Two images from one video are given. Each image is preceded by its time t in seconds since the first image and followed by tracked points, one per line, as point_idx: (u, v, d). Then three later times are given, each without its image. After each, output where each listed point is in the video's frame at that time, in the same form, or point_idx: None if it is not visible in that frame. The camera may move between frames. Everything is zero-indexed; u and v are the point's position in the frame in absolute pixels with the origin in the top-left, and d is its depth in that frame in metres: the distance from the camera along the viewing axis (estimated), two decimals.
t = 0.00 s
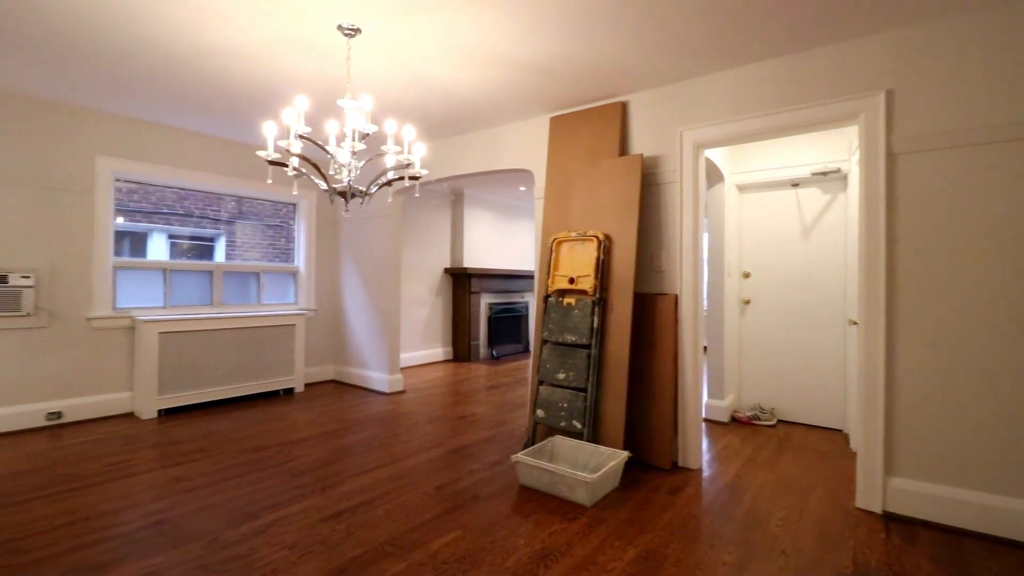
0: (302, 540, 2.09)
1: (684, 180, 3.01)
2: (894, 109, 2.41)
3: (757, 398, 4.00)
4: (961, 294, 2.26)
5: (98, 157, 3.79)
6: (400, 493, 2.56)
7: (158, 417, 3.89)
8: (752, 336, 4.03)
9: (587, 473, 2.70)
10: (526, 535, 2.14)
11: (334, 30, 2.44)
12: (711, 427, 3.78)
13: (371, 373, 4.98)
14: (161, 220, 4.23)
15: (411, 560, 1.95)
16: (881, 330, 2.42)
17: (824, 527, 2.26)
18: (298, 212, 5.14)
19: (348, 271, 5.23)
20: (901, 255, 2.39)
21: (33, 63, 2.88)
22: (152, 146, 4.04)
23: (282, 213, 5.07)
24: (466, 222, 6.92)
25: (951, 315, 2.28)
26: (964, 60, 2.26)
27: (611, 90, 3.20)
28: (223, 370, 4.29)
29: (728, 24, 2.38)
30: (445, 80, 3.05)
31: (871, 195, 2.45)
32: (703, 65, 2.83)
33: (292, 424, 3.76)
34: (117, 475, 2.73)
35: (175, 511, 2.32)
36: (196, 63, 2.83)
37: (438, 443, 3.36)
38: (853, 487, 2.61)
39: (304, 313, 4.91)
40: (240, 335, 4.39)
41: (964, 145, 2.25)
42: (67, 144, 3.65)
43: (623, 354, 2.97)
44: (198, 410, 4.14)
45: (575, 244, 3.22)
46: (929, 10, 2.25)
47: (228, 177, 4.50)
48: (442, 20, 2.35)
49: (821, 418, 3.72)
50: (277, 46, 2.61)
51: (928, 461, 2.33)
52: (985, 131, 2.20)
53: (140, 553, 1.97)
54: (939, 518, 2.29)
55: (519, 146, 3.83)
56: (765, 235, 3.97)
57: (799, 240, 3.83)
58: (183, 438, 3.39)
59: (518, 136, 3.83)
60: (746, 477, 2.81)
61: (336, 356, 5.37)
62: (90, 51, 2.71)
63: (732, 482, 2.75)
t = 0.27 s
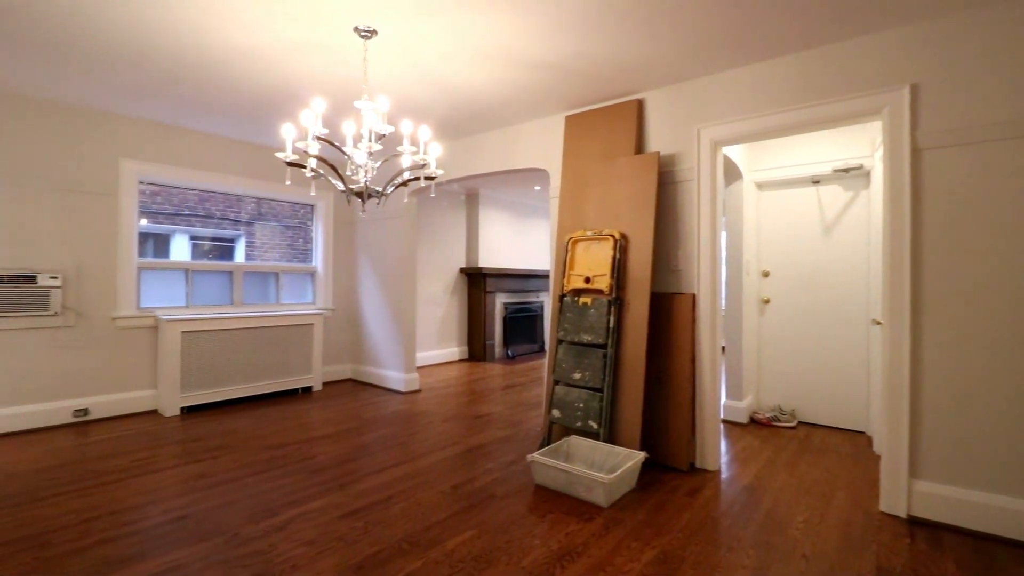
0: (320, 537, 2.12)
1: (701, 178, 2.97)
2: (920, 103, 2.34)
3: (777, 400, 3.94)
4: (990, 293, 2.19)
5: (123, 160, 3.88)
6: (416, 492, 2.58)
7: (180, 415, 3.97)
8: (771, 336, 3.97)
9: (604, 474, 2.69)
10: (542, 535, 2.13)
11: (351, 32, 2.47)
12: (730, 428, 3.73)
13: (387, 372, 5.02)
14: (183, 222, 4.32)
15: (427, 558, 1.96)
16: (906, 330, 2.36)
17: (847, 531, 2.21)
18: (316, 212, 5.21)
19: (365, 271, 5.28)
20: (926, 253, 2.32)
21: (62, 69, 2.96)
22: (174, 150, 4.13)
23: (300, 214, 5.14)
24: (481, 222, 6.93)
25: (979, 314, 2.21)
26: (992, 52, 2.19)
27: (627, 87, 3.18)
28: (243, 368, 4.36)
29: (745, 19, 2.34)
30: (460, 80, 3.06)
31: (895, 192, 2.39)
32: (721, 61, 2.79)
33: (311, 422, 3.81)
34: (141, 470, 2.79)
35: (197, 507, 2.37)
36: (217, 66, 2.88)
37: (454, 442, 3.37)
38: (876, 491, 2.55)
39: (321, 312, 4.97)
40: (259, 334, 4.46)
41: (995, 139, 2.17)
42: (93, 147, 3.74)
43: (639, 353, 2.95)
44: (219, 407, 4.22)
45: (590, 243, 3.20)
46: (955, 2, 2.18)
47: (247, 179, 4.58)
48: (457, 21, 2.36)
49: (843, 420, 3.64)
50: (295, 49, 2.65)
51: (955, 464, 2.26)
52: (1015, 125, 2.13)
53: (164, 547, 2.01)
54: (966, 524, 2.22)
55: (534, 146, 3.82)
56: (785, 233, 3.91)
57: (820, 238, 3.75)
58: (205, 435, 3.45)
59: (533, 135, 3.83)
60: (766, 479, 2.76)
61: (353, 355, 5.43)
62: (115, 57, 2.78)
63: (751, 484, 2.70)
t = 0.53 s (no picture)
0: (338, 534, 2.14)
1: (719, 175, 2.93)
2: (946, 96, 2.28)
3: (797, 400, 3.87)
4: (1021, 292, 2.12)
5: (146, 163, 3.97)
6: (433, 490, 2.59)
7: (202, 412, 4.05)
8: (791, 335, 3.90)
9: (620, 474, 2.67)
10: (558, 535, 2.13)
11: (367, 34, 2.48)
12: (749, 429, 3.67)
13: (403, 370, 5.06)
14: (204, 223, 4.40)
15: (443, 556, 1.96)
16: (932, 330, 2.29)
17: (870, 535, 2.16)
18: (333, 213, 5.27)
19: (381, 270, 5.32)
20: (953, 250, 2.26)
21: (87, 74, 3.04)
22: (195, 152, 4.21)
23: (317, 214, 5.21)
24: (496, 221, 6.94)
25: (1009, 314, 2.14)
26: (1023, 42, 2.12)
27: (643, 85, 3.15)
28: (262, 366, 4.43)
29: (765, 13, 2.30)
30: (475, 79, 3.06)
31: (920, 188, 2.33)
32: (739, 56, 2.75)
33: (329, 419, 3.86)
34: (165, 466, 2.85)
35: (218, 502, 2.41)
36: (236, 69, 2.93)
37: (470, 441, 3.38)
38: (901, 494, 2.48)
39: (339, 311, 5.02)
40: (278, 333, 4.53)
41: None
42: (118, 151, 3.84)
43: (656, 353, 2.92)
44: (240, 405, 4.29)
45: (606, 242, 3.18)
46: None
47: (266, 180, 4.65)
48: (471, 20, 2.36)
49: (866, 422, 3.56)
50: (312, 51, 2.67)
51: (984, 468, 2.19)
52: None
53: (186, 542, 2.05)
54: (996, 529, 2.15)
55: (549, 144, 3.81)
56: (805, 231, 3.83)
57: (842, 236, 3.68)
58: (226, 432, 3.52)
59: (548, 133, 3.82)
60: (786, 481, 2.71)
61: (369, 353, 5.48)
62: (139, 61, 2.85)
63: (771, 486, 2.66)
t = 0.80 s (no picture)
0: (352, 532, 2.16)
1: (735, 174, 2.90)
2: (969, 92, 2.22)
3: (815, 403, 3.81)
4: None
5: (165, 166, 4.05)
6: (446, 490, 2.60)
7: (220, 411, 4.11)
8: (808, 337, 3.84)
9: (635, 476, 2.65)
10: (572, 537, 2.12)
11: (381, 36, 2.50)
12: (765, 431, 3.62)
13: (417, 370, 5.09)
14: (222, 225, 4.47)
15: (457, 557, 1.97)
16: (954, 331, 2.24)
17: (891, 540, 2.11)
18: (347, 214, 5.32)
19: (395, 271, 5.36)
20: (976, 249, 2.20)
21: (109, 79, 3.10)
22: (213, 155, 4.29)
23: (332, 215, 5.26)
24: (509, 222, 6.94)
25: None
26: None
27: (657, 83, 3.13)
28: (278, 366, 4.49)
29: (781, 9, 2.26)
30: (488, 81, 3.07)
31: (941, 186, 2.28)
32: (754, 54, 2.71)
33: (343, 419, 3.89)
34: (183, 464, 2.90)
35: (236, 500, 2.45)
36: (253, 73, 2.97)
37: (483, 441, 3.39)
38: (923, 499, 2.43)
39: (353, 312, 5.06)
40: (293, 333, 4.58)
41: None
42: (138, 154, 3.92)
43: (670, 354, 2.89)
44: (256, 404, 4.35)
45: (620, 242, 3.16)
46: None
47: (282, 182, 4.71)
48: (484, 22, 2.37)
49: (886, 424, 3.49)
50: (327, 54, 2.70)
51: (1010, 473, 2.13)
52: None
53: (204, 539, 2.09)
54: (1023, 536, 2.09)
55: (562, 145, 3.80)
56: (823, 230, 3.77)
57: (861, 235, 3.61)
58: (243, 430, 3.57)
59: (561, 134, 3.81)
60: (804, 485, 2.67)
61: (383, 354, 5.52)
62: (158, 66, 2.90)
63: (788, 489, 2.62)
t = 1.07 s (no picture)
0: (365, 531, 2.17)
1: (749, 174, 2.87)
2: (990, 89, 2.17)
3: (831, 405, 3.75)
4: None
5: (182, 168, 4.11)
6: (458, 490, 2.60)
7: (235, 410, 4.17)
8: (824, 338, 3.78)
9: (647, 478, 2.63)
10: (584, 538, 2.11)
11: (393, 38, 2.52)
12: (780, 434, 3.58)
13: (429, 371, 5.10)
14: (237, 226, 4.53)
15: (469, 557, 1.97)
16: (975, 332, 2.19)
17: (909, 546, 2.07)
18: (360, 215, 5.36)
19: (407, 271, 5.39)
20: (998, 249, 2.15)
21: (128, 83, 3.16)
22: (228, 157, 4.35)
23: (345, 217, 5.30)
24: (520, 222, 6.94)
25: None
26: None
27: (670, 83, 3.11)
28: (292, 366, 4.53)
29: (795, 6, 2.23)
30: (499, 81, 3.07)
31: (961, 184, 2.23)
32: (769, 52, 2.68)
33: (356, 418, 3.92)
34: (199, 462, 2.95)
35: (250, 498, 2.48)
36: (267, 76, 3.01)
37: (494, 441, 3.39)
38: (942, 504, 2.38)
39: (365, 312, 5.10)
40: (307, 333, 4.63)
41: None
42: (156, 157, 3.99)
43: (683, 355, 2.87)
44: (271, 403, 4.40)
45: (632, 242, 3.14)
46: None
47: (295, 184, 4.76)
48: (496, 22, 2.36)
49: (905, 427, 3.43)
50: (340, 56, 2.72)
51: None
52: None
53: (219, 536, 2.12)
54: None
55: (573, 145, 3.79)
56: (839, 230, 3.72)
57: (878, 235, 3.55)
58: (258, 429, 3.61)
59: (572, 134, 3.80)
60: (820, 488, 2.63)
61: (395, 354, 5.55)
62: (175, 70, 2.94)
63: (803, 493, 2.58)
